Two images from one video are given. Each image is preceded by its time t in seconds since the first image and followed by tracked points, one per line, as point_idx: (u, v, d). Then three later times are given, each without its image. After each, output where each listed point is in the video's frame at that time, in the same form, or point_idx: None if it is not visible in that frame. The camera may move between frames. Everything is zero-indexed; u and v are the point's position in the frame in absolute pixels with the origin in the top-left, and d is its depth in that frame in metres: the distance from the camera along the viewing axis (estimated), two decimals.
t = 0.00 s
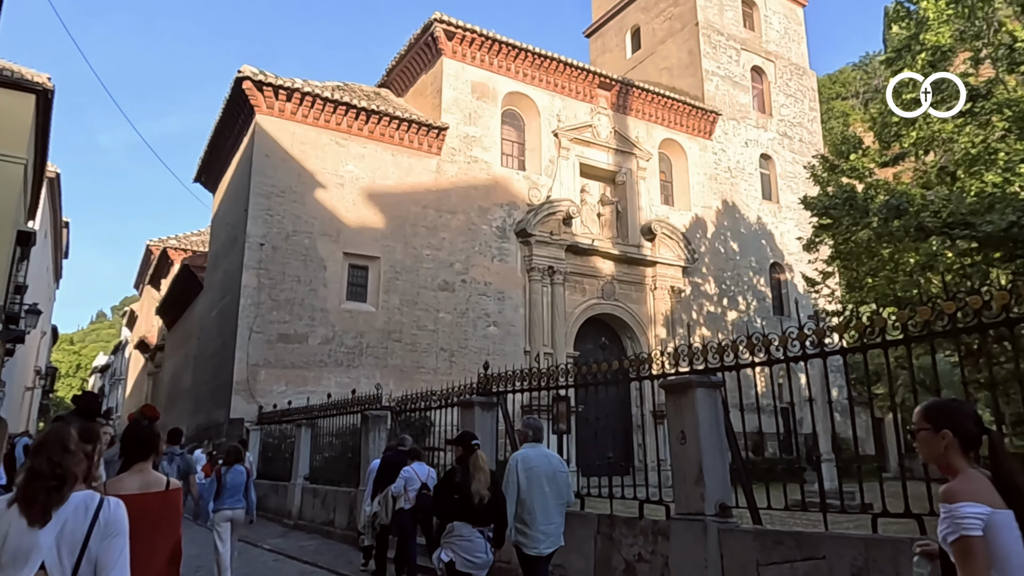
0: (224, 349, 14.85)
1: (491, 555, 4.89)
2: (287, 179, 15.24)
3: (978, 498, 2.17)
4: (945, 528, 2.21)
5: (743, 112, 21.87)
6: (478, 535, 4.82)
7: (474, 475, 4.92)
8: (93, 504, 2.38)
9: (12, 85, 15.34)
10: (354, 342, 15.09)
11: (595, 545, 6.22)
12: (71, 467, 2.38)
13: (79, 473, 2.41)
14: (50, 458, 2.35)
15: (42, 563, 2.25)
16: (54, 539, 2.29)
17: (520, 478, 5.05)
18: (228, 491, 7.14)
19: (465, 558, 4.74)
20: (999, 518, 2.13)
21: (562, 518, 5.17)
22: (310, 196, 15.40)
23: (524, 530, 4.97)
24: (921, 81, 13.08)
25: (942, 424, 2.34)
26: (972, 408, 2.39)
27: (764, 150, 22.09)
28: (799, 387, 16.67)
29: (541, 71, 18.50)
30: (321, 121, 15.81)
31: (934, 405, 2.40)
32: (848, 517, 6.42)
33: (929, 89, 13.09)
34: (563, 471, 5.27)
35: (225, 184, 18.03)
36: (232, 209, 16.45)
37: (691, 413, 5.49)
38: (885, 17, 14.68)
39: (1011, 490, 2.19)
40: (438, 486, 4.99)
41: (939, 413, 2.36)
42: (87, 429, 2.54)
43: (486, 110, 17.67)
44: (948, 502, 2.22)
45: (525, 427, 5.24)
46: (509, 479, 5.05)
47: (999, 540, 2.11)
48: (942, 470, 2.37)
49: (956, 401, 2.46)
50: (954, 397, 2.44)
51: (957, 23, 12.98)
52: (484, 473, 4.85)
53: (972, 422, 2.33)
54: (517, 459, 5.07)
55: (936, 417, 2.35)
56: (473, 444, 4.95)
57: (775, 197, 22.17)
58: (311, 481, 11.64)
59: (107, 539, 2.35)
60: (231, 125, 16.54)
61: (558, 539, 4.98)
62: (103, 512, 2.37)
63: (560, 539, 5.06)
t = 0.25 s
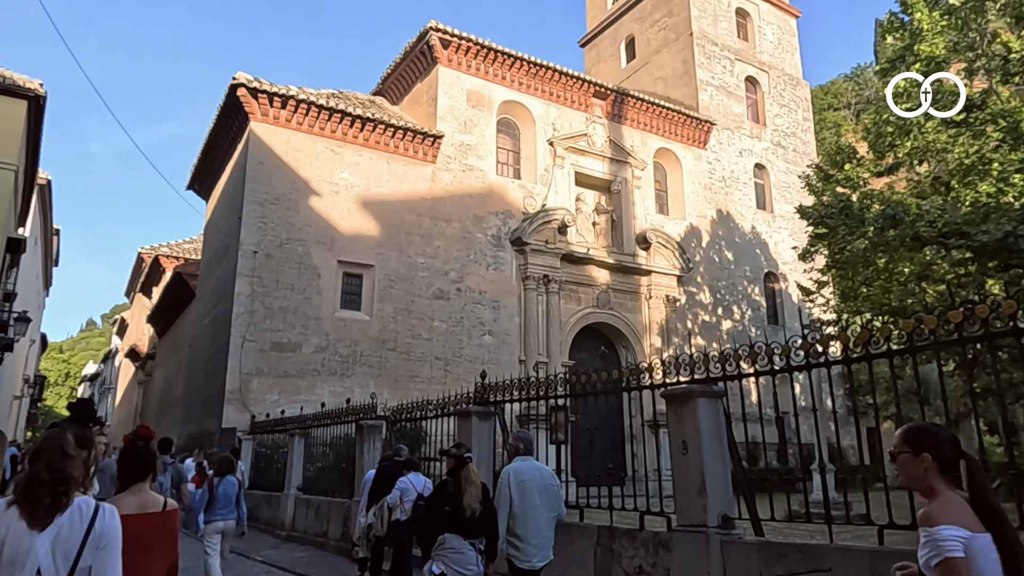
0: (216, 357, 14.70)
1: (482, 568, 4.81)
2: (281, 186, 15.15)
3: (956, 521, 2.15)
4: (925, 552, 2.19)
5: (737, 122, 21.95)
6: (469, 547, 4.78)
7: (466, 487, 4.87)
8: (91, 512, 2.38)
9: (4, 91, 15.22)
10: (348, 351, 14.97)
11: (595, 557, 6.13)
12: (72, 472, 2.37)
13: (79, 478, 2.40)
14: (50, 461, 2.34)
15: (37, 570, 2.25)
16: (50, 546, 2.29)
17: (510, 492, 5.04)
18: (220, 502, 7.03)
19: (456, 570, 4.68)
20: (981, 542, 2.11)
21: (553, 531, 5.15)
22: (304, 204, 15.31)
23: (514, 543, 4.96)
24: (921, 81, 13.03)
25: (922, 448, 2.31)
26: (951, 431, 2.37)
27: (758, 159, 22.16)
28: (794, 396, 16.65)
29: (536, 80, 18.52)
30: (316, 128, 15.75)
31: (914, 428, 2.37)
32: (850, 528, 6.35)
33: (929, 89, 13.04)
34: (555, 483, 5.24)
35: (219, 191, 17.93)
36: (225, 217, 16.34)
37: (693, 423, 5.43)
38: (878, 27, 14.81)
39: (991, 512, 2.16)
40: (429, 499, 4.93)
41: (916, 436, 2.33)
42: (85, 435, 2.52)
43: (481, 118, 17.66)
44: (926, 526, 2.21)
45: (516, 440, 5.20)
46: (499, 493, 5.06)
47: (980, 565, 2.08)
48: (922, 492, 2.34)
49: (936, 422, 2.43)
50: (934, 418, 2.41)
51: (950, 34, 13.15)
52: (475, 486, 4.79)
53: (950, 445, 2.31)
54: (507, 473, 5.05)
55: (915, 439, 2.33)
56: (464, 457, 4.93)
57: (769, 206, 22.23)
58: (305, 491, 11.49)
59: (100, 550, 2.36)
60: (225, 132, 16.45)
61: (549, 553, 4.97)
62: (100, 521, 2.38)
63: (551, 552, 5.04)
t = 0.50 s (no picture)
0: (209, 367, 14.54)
1: None
2: (276, 195, 15.05)
3: (926, 537, 2.29)
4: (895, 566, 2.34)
5: (731, 133, 22.03)
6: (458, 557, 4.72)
7: (458, 496, 4.76)
8: (84, 515, 2.52)
9: None
10: (342, 361, 14.83)
11: (595, 570, 6.03)
12: (68, 473, 2.50)
13: (73, 480, 2.53)
14: (45, 465, 2.46)
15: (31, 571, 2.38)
16: (45, 546, 2.42)
17: (504, 501, 5.29)
18: (211, 512, 6.87)
19: None
20: (948, 556, 2.25)
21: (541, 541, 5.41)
22: (299, 212, 15.22)
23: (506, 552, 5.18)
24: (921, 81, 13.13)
25: (899, 462, 2.48)
26: (925, 449, 2.55)
27: (753, 170, 22.23)
28: (790, 407, 16.61)
29: (532, 90, 18.53)
30: (311, 137, 15.68)
31: (891, 443, 2.55)
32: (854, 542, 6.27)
33: (929, 89, 13.15)
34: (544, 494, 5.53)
35: (212, 199, 17.83)
36: (218, 225, 16.22)
37: (696, 434, 5.34)
38: (873, 39, 14.84)
39: (958, 527, 2.34)
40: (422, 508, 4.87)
41: (895, 452, 2.50)
42: (79, 440, 2.63)
43: (477, 128, 17.64)
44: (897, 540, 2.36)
45: (508, 451, 5.52)
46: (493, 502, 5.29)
47: None
48: (896, 504, 2.52)
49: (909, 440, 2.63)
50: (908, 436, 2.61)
51: (944, 46, 13.32)
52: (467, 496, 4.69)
53: (924, 461, 2.48)
54: (502, 482, 5.32)
55: (892, 454, 2.50)
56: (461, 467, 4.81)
57: (764, 217, 22.28)
58: (298, 502, 11.32)
59: (93, 553, 2.48)
60: (219, 140, 16.36)
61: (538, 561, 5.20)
62: (93, 523, 2.51)
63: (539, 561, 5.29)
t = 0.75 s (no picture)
0: (200, 377, 14.36)
1: None
2: (270, 203, 14.95)
3: (902, 543, 2.40)
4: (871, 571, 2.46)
5: (726, 144, 22.09)
6: (450, 567, 4.72)
7: (450, 505, 4.74)
8: (79, 534, 2.41)
9: None
10: (336, 371, 14.68)
11: None
12: (62, 490, 2.44)
13: (69, 497, 2.46)
14: (41, 481, 2.40)
15: None
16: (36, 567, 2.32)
17: (496, 509, 5.24)
18: (202, 521, 6.75)
19: None
20: (923, 560, 2.37)
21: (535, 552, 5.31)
22: (293, 221, 15.11)
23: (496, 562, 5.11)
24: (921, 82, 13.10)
25: (878, 468, 2.59)
26: (904, 453, 2.65)
27: (747, 182, 22.29)
28: (785, 418, 16.56)
29: (527, 100, 18.53)
30: (306, 145, 15.60)
31: (871, 449, 2.66)
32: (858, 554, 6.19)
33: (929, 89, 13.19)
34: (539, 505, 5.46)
35: (206, 208, 17.72)
36: (212, 234, 16.09)
37: (700, 446, 5.26)
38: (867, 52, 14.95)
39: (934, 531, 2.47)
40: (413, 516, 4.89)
41: (874, 458, 2.61)
42: (74, 456, 2.58)
43: (472, 137, 17.61)
44: (873, 544, 2.47)
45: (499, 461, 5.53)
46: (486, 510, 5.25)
47: None
48: (872, 509, 2.62)
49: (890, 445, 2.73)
50: (887, 441, 2.72)
51: (938, 59, 13.45)
52: (459, 505, 4.66)
53: (903, 466, 2.59)
54: (494, 489, 5.28)
55: (872, 460, 2.61)
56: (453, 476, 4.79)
57: (758, 228, 22.32)
58: (290, 515, 11.13)
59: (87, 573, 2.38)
60: (213, 148, 16.26)
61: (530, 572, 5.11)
62: (86, 544, 2.41)
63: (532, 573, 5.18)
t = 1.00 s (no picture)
0: (190, 387, 14.17)
1: None
2: (262, 212, 14.82)
3: (885, 549, 2.44)
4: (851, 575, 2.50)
5: (719, 156, 22.16)
6: None
7: (441, 517, 4.73)
8: (63, 555, 2.53)
9: None
10: (328, 382, 14.51)
11: None
12: (50, 512, 2.54)
13: (56, 517, 2.57)
14: (30, 505, 2.50)
15: None
16: None
17: (488, 520, 5.22)
18: (190, 535, 6.60)
19: None
20: (904, 564, 2.41)
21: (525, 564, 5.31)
22: (286, 230, 14.99)
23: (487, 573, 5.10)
24: (923, 82, 13.15)
25: (861, 473, 2.65)
26: (887, 459, 2.72)
27: (740, 193, 22.35)
28: (779, 430, 16.51)
29: (521, 110, 18.53)
30: (299, 154, 15.51)
31: (855, 457, 2.72)
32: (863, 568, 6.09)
33: (929, 89, 13.29)
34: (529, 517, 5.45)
35: (197, 217, 17.58)
36: (203, 243, 15.94)
37: (703, 457, 5.18)
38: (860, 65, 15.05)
39: (918, 535, 2.52)
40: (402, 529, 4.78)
41: (857, 464, 2.68)
42: (61, 477, 2.69)
43: (466, 147, 17.58)
44: (856, 549, 2.51)
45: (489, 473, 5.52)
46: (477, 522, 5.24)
47: None
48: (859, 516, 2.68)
49: (872, 452, 2.80)
50: (869, 448, 2.79)
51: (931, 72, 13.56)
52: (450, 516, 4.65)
53: (886, 472, 2.65)
54: (486, 500, 5.27)
55: (856, 466, 2.67)
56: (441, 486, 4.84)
57: (752, 239, 22.36)
58: (281, 528, 10.92)
59: None
60: (206, 156, 16.15)
61: None
62: (69, 564, 2.53)
63: None
